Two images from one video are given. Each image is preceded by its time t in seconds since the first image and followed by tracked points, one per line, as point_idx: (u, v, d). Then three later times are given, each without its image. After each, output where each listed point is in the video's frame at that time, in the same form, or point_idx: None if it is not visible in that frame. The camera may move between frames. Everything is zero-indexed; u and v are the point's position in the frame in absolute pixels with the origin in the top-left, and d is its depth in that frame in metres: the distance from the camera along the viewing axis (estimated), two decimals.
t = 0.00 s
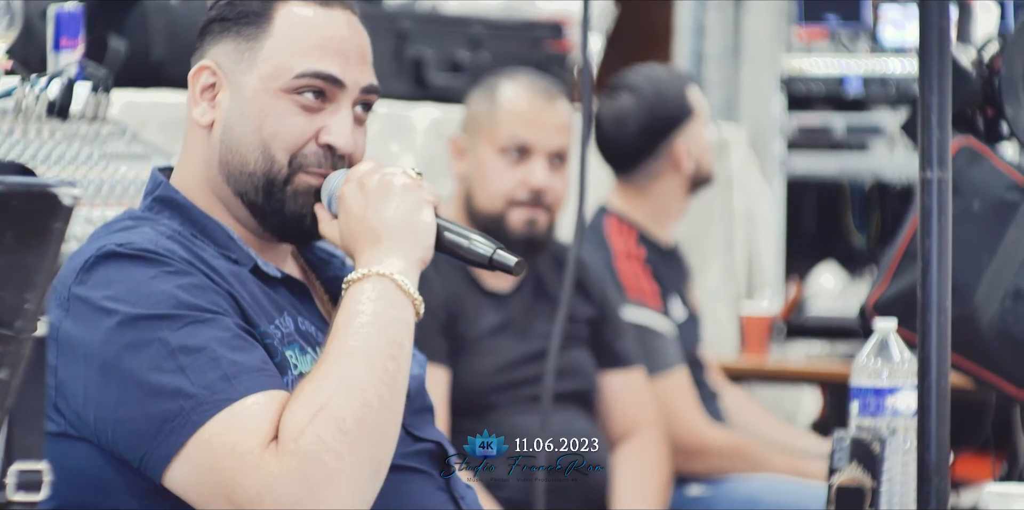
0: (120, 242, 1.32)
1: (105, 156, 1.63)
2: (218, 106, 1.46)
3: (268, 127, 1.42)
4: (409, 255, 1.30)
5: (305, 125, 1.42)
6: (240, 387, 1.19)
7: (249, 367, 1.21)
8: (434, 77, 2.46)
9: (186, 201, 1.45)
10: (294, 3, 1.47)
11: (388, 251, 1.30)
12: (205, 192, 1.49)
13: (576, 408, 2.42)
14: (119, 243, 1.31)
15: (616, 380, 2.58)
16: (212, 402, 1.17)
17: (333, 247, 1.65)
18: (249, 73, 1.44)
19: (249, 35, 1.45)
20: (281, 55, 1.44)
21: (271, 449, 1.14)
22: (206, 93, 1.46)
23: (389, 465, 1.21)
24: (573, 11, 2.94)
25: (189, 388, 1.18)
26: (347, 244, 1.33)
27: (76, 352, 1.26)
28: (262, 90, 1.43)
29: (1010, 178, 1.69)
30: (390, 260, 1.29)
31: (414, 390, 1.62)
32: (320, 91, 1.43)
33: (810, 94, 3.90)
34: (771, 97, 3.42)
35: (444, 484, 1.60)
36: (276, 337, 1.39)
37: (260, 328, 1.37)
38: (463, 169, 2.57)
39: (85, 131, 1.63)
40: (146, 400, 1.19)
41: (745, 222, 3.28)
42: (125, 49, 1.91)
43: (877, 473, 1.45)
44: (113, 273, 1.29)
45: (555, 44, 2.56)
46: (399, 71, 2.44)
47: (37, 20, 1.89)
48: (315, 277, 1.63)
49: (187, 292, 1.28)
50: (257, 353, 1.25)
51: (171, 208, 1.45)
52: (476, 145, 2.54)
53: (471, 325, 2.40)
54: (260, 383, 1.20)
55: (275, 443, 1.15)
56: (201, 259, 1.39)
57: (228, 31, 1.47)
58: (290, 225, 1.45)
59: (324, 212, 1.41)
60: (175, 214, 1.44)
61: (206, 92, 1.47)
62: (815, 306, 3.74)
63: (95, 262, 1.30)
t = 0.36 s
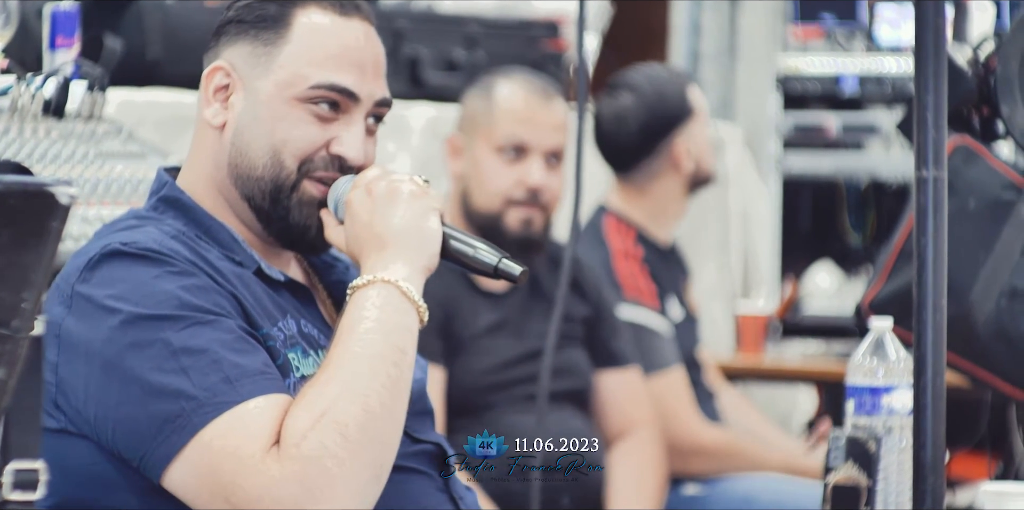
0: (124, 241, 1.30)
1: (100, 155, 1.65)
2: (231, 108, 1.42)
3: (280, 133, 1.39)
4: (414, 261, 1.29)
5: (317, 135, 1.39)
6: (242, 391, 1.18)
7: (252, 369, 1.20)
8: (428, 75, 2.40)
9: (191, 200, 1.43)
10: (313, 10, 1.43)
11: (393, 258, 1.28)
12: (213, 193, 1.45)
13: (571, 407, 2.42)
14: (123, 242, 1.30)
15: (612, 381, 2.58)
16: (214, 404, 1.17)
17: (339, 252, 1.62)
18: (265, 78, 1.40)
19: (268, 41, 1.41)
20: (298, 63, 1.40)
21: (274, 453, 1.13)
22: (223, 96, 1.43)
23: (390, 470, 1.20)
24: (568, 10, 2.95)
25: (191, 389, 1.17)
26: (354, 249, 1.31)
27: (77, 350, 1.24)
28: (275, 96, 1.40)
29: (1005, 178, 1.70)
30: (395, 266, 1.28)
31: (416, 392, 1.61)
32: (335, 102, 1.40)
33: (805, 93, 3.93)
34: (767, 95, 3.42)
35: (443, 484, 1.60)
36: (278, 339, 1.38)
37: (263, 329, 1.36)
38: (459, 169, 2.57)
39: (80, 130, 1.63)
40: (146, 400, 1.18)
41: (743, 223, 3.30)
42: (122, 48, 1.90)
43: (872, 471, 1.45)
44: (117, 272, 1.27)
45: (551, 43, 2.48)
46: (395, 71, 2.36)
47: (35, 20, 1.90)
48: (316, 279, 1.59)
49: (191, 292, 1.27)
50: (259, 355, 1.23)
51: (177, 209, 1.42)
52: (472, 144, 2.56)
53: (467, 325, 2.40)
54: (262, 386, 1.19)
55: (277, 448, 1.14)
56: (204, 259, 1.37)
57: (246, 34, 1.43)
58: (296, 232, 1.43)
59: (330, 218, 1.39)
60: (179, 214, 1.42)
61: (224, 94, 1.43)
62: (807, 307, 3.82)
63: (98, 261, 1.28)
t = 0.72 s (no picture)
0: (133, 240, 1.28)
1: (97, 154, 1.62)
2: (237, 107, 1.42)
3: (285, 131, 1.39)
4: (422, 261, 1.28)
5: (324, 132, 1.38)
6: (253, 391, 1.16)
7: (262, 370, 1.19)
8: (425, 74, 2.32)
9: (199, 198, 1.42)
10: (319, 8, 1.43)
11: (400, 258, 1.28)
12: (219, 191, 1.46)
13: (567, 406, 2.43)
14: (132, 240, 1.28)
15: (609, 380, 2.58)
16: (224, 404, 1.15)
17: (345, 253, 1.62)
18: (271, 76, 1.40)
19: (272, 39, 1.41)
20: (304, 61, 1.40)
21: (282, 454, 1.12)
22: (228, 93, 1.43)
23: (398, 471, 1.19)
24: (562, 10, 2.94)
25: (201, 389, 1.15)
26: (360, 249, 1.31)
27: (84, 349, 1.22)
28: (280, 94, 1.40)
29: (1000, 177, 1.70)
30: (404, 266, 1.27)
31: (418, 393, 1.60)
32: (341, 98, 1.39)
33: (801, 92, 3.95)
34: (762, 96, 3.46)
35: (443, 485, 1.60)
36: (286, 340, 1.37)
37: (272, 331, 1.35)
38: (455, 168, 2.60)
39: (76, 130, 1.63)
40: (156, 399, 1.16)
41: (739, 220, 3.35)
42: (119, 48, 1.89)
43: (868, 470, 1.45)
44: (126, 270, 1.25)
45: (548, 43, 2.38)
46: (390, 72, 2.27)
47: (32, 19, 1.89)
48: (322, 280, 1.59)
49: (200, 292, 1.25)
50: (269, 356, 1.22)
51: (185, 206, 1.42)
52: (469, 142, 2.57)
53: (463, 323, 2.40)
54: (272, 386, 1.18)
55: (287, 448, 1.13)
56: (212, 259, 1.36)
57: (252, 32, 1.43)
58: (302, 231, 1.42)
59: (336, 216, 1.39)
60: (188, 212, 1.42)
61: (229, 91, 1.43)
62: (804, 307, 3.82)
63: (107, 258, 1.26)
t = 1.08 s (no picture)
0: (131, 240, 1.28)
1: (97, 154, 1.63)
2: (236, 109, 1.42)
3: (284, 131, 1.39)
4: (420, 263, 1.28)
5: (322, 130, 1.38)
6: (250, 393, 1.16)
7: (260, 372, 1.19)
8: (423, 75, 2.30)
9: (198, 199, 1.42)
10: (314, 6, 1.43)
11: (401, 259, 1.28)
12: (218, 191, 1.46)
13: (565, 405, 2.43)
14: (131, 241, 1.28)
15: (606, 379, 2.59)
16: (221, 406, 1.15)
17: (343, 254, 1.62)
18: (268, 76, 1.40)
19: (270, 38, 1.41)
20: (300, 59, 1.40)
21: (278, 457, 1.12)
22: (228, 94, 1.43)
23: (395, 472, 1.19)
24: (560, 9, 2.95)
25: (198, 390, 1.15)
26: (360, 249, 1.31)
27: (82, 350, 1.22)
28: (279, 94, 1.39)
29: (998, 176, 1.70)
30: (402, 268, 1.27)
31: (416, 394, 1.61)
32: (339, 95, 1.39)
33: (798, 92, 3.92)
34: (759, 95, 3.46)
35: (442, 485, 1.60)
36: (284, 342, 1.37)
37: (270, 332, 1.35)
38: (452, 168, 2.60)
39: (74, 130, 1.62)
40: (153, 400, 1.16)
41: (736, 220, 3.35)
42: (117, 48, 1.89)
43: (865, 471, 1.45)
44: (125, 271, 1.25)
45: (545, 42, 2.35)
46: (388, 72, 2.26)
47: (28, 18, 1.89)
48: (322, 281, 1.59)
49: (198, 294, 1.25)
50: (266, 358, 1.22)
51: (184, 207, 1.42)
52: (467, 140, 2.57)
53: (461, 322, 2.41)
54: (270, 388, 1.18)
55: (282, 451, 1.12)
56: (210, 260, 1.36)
57: (247, 34, 1.43)
58: (303, 231, 1.42)
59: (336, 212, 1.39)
60: (187, 213, 1.42)
61: (228, 92, 1.43)
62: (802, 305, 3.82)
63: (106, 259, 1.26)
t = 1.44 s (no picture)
0: (121, 241, 1.28)
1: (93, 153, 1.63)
2: (220, 109, 1.42)
3: (268, 128, 1.39)
4: (407, 258, 1.28)
5: (306, 125, 1.38)
6: (240, 392, 1.16)
7: (251, 371, 1.18)
8: (418, 74, 2.30)
9: (189, 199, 1.42)
10: (294, 2, 1.42)
11: (387, 255, 1.28)
12: (207, 192, 1.45)
13: (561, 404, 2.43)
14: (121, 241, 1.28)
15: (602, 378, 2.59)
16: (211, 405, 1.15)
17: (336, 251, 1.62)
18: (250, 75, 1.39)
19: (249, 37, 1.40)
20: (281, 55, 1.39)
21: (266, 456, 1.12)
22: (212, 94, 1.42)
23: (386, 470, 1.19)
24: (555, 8, 2.95)
25: (188, 390, 1.15)
26: (347, 244, 1.31)
27: (73, 351, 1.22)
28: (261, 90, 1.39)
29: (995, 175, 1.68)
30: (389, 264, 1.27)
31: (412, 392, 1.61)
32: (321, 90, 1.40)
33: (795, 91, 3.96)
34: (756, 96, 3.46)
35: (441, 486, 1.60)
36: (276, 340, 1.37)
37: (261, 331, 1.35)
38: (449, 166, 2.59)
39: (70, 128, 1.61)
40: (143, 400, 1.16)
41: (731, 220, 3.36)
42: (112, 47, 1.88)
43: (861, 470, 1.45)
44: (115, 272, 1.25)
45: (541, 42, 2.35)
46: (384, 72, 2.26)
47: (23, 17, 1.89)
48: (316, 279, 1.60)
49: (188, 294, 1.25)
50: (256, 357, 1.22)
51: (176, 207, 1.42)
52: (462, 140, 2.56)
53: (457, 322, 2.41)
54: (260, 387, 1.18)
55: (271, 450, 1.12)
56: (202, 260, 1.36)
57: (228, 33, 1.42)
58: (291, 227, 1.42)
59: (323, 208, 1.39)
60: (178, 213, 1.42)
61: (212, 92, 1.42)
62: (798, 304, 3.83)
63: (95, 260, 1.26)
